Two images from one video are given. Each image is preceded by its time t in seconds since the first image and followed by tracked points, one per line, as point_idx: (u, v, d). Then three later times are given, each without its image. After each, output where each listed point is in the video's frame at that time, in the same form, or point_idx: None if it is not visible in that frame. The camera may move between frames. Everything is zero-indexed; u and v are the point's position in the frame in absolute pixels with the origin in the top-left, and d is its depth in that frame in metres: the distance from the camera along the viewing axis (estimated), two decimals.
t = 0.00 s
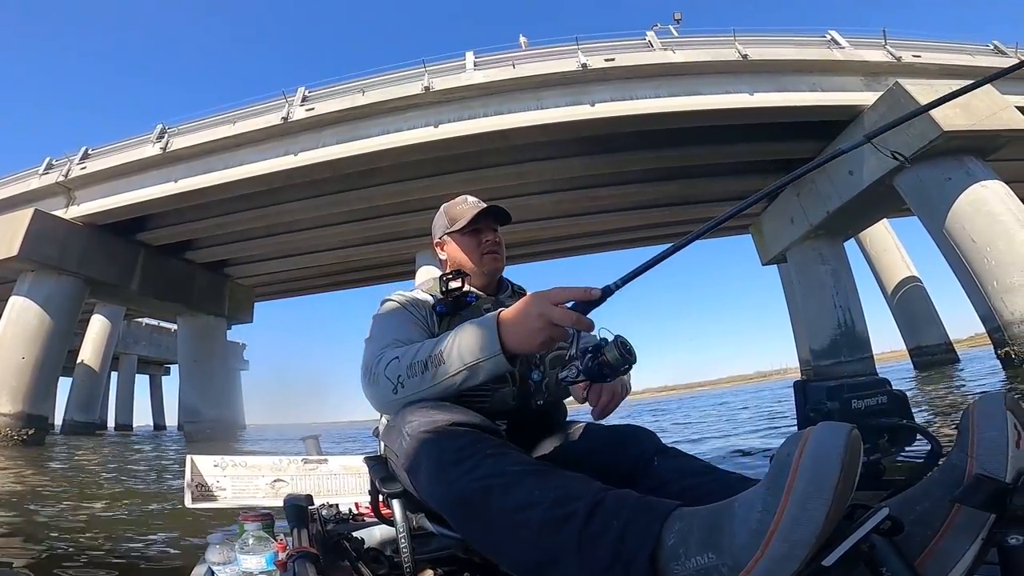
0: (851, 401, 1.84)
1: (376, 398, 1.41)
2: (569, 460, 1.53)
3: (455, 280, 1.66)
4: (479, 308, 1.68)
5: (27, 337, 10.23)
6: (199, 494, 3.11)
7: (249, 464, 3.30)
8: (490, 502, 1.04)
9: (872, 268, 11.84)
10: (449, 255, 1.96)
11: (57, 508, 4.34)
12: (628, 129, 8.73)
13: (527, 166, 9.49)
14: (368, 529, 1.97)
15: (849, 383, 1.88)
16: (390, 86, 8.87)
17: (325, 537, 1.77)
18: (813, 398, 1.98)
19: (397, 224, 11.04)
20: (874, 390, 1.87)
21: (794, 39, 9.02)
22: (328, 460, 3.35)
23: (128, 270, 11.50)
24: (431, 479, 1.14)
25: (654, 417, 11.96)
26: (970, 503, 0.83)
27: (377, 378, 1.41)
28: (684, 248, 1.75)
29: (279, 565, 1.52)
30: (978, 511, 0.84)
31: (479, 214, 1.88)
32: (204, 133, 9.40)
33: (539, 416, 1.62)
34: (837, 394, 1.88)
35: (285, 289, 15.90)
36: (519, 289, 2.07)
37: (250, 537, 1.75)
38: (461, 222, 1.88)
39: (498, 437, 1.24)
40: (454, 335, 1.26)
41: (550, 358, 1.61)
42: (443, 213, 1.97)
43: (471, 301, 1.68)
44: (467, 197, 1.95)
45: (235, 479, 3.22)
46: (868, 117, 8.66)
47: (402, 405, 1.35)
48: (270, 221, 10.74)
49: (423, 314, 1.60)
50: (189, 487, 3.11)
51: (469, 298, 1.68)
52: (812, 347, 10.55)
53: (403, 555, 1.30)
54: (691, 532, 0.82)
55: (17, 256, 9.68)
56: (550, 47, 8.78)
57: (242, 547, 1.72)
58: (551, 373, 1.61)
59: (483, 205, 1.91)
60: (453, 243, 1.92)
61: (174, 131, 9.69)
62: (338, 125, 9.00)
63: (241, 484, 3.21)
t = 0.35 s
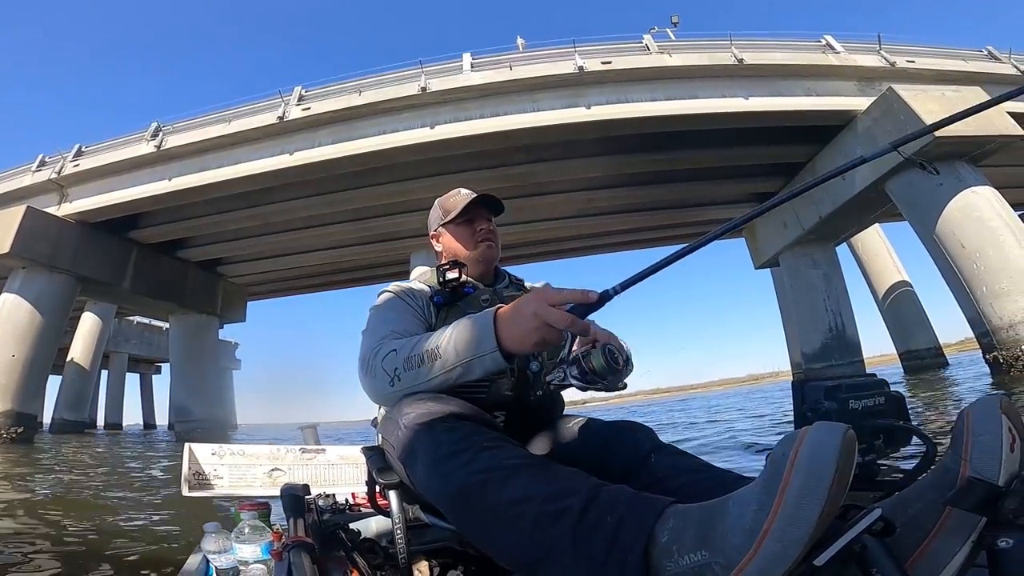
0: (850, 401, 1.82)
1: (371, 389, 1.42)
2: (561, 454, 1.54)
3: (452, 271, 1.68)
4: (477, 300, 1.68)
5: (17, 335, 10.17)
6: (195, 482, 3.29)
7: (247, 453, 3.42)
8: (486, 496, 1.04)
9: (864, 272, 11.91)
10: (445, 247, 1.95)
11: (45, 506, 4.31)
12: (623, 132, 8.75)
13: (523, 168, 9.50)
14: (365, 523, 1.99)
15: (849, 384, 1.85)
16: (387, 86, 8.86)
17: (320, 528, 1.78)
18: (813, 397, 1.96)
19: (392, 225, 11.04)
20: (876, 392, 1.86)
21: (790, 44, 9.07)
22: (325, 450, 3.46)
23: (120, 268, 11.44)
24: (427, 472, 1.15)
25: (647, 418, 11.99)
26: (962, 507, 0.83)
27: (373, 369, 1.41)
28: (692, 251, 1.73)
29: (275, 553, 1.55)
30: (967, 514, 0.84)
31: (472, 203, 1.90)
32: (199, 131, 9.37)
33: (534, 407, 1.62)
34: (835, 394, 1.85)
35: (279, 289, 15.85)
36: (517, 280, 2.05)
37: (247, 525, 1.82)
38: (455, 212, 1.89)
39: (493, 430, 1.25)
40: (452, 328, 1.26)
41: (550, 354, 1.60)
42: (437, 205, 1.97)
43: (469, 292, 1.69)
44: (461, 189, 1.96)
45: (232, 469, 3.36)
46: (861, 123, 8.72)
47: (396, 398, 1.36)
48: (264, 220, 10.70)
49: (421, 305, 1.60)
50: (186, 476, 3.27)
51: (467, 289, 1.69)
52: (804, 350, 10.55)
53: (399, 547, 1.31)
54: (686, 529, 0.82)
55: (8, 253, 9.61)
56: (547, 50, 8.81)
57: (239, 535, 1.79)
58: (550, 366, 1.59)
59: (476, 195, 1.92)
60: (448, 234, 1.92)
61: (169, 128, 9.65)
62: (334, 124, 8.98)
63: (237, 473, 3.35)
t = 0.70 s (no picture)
0: (852, 404, 1.44)
1: (371, 390, 1.41)
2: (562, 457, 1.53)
3: (454, 272, 1.68)
4: (481, 301, 1.67)
5: (8, 332, 10.11)
6: (196, 481, 3.53)
7: (249, 453, 3.59)
8: (485, 498, 1.03)
9: (858, 281, 11.96)
10: (448, 248, 1.95)
11: (33, 505, 4.27)
12: (622, 138, 8.77)
13: (520, 173, 9.52)
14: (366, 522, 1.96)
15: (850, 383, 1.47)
16: (386, 89, 8.88)
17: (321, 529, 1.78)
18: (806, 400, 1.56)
19: (388, 227, 11.02)
20: (881, 393, 1.47)
21: (789, 52, 9.11)
22: (327, 451, 3.51)
23: (115, 266, 11.39)
24: (427, 473, 1.14)
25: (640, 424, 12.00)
26: (964, 511, 0.83)
27: (374, 370, 1.40)
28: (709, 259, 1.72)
29: (275, 554, 1.55)
30: (969, 517, 0.84)
31: (476, 204, 1.89)
32: (197, 131, 9.35)
33: (536, 410, 1.61)
34: (837, 395, 1.46)
35: (274, 290, 15.81)
36: (519, 281, 2.06)
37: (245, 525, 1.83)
38: (458, 213, 1.89)
39: (494, 432, 1.24)
40: (450, 328, 1.26)
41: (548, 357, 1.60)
42: (440, 205, 1.97)
43: (471, 294, 1.69)
44: (464, 190, 1.95)
45: (235, 470, 3.54)
46: (858, 132, 8.76)
47: (396, 399, 1.35)
48: (261, 220, 10.69)
49: (423, 306, 1.59)
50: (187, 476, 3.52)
51: (469, 291, 1.68)
52: (797, 358, 10.70)
53: (400, 548, 1.30)
54: (687, 531, 0.82)
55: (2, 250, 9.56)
56: (548, 55, 8.83)
57: (239, 535, 1.81)
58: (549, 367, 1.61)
59: (479, 196, 1.92)
60: (451, 235, 1.92)
61: (167, 127, 9.63)
62: (332, 126, 8.97)
63: (240, 473, 3.54)
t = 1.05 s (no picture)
0: (853, 410, 1.46)
1: (369, 398, 1.41)
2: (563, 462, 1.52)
3: (455, 281, 1.67)
4: (480, 308, 1.66)
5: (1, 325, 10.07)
6: (194, 488, 3.31)
7: (248, 460, 3.46)
8: (483, 504, 1.03)
9: (852, 287, 12.00)
10: (449, 255, 1.95)
11: (21, 500, 4.23)
12: (620, 141, 8.78)
13: (518, 174, 9.53)
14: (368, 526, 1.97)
15: (852, 391, 1.49)
16: (386, 88, 8.87)
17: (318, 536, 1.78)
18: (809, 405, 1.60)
19: (385, 226, 11.01)
20: (882, 400, 1.51)
21: (789, 57, 9.12)
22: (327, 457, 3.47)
23: (110, 261, 11.34)
24: (426, 481, 1.13)
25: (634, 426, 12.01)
26: (966, 516, 0.83)
27: (372, 378, 1.40)
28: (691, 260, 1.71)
29: (271, 561, 1.56)
30: (972, 524, 0.83)
31: (477, 213, 1.88)
32: (195, 127, 9.32)
33: (537, 417, 1.60)
34: (839, 401, 1.47)
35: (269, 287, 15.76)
36: (519, 289, 2.05)
37: (244, 528, 1.84)
38: (460, 221, 1.89)
39: (492, 438, 1.23)
40: (446, 334, 1.25)
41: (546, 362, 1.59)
42: (443, 212, 1.96)
43: (471, 302, 1.67)
44: (468, 198, 1.94)
45: (233, 475, 3.39)
46: (856, 139, 8.79)
47: (394, 407, 1.34)
48: (258, 218, 10.67)
49: (423, 314, 1.58)
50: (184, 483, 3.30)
51: (469, 299, 1.68)
52: (789, 363, 10.60)
53: (399, 555, 1.29)
54: (687, 538, 0.81)
55: None
56: (548, 56, 8.84)
57: (237, 542, 1.79)
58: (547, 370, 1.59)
59: (481, 205, 1.91)
60: (453, 243, 1.92)
61: (166, 123, 9.59)
62: (332, 124, 8.96)
63: (238, 479, 3.38)
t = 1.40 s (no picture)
0: (854, 412, 1.34)
1: (369, 397, 1.40)
2: (563, 462, 1.51)
3: (452, 280, 1.68)
4: (477, 307, 1.66)
5: None
6: (194, 486, 3.76)
7: (248, 458, 3.88)
8: (481, 502, 1.03)
9: (846, 289, 12.05)
10: (445, 254, 1.96)
11: (14, 502, 4.21)
12: (615, 143, 8.81)
13: (514, 176, 9.54)
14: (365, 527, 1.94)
15: (853, 390, 1.36)
16: (382, 89, 8.87)
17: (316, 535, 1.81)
18: (806, 406, 1.44)
19: (381, 228, 11.00)
20: (880, 400, 1.41)
21: (784, 60, 9.16)
22: (325, 455, 3.74)
23: (104, 261, 11.28)
24: (424, 479, 1.13)
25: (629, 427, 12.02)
26: (965, 517, 0.83)
27: (371, 378, 1.39)
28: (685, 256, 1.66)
29: (271, 559, 1.60)
30: (971, 525, 0.84)
31: (472, 212, 1.89)
32: (190, 127, 9.29)
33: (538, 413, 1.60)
34: (839, 402, 1.34)
35: (263, 288, 15.71)
36: (518, 288, 2.05)
37: (240, 525, 1.87)
38: (455, 221, 1.89)
39: (491, 437, 1.23)
40: (445, 334, 1.24)
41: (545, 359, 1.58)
42: (439, 212, 1.97)
43: (469, 300, 1.68)
44: (464, 196, 1.94)
45: (233, 474, 3.82)
46: (849, 141, 8.82)
47: (392, 407, 1.34)
48: (253, 219, 10.64)
49: (421, 313, 1.58)
50: (186, 479, 3.76)
51: (467, 298, 1.68)
52: (784, 365, 10.77)
53: (398, 552, 1.30)
54: (684, 539, 0.82)
55: None
56: (544, 59, 8.86)
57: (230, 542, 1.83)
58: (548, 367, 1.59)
59: (476, 203, 1.91)
60: (449, 241, 1.93)
61: (161, 124, 9.56)
62: (328, 125, 8.95)
63: (239, 477, 3.81)
